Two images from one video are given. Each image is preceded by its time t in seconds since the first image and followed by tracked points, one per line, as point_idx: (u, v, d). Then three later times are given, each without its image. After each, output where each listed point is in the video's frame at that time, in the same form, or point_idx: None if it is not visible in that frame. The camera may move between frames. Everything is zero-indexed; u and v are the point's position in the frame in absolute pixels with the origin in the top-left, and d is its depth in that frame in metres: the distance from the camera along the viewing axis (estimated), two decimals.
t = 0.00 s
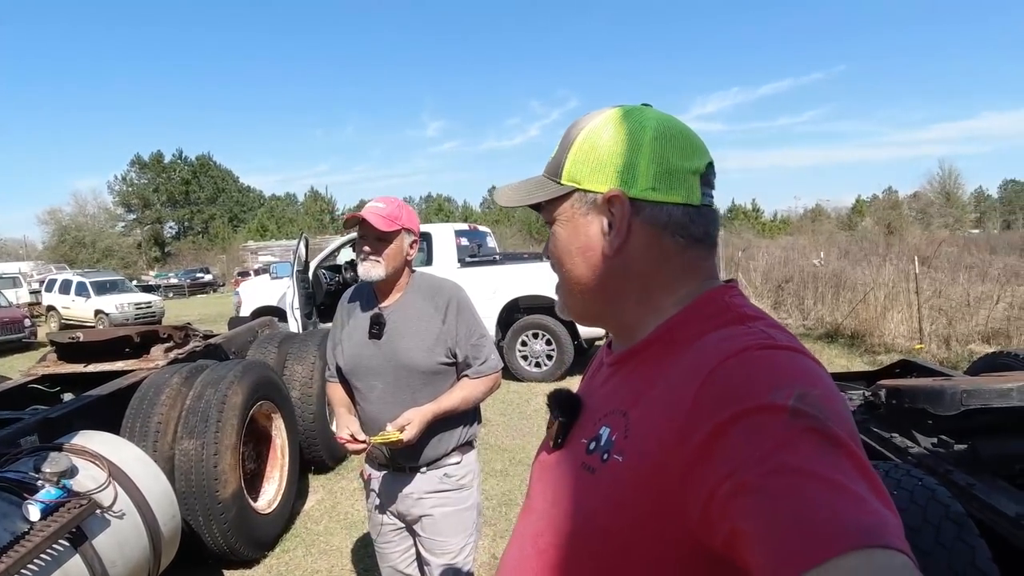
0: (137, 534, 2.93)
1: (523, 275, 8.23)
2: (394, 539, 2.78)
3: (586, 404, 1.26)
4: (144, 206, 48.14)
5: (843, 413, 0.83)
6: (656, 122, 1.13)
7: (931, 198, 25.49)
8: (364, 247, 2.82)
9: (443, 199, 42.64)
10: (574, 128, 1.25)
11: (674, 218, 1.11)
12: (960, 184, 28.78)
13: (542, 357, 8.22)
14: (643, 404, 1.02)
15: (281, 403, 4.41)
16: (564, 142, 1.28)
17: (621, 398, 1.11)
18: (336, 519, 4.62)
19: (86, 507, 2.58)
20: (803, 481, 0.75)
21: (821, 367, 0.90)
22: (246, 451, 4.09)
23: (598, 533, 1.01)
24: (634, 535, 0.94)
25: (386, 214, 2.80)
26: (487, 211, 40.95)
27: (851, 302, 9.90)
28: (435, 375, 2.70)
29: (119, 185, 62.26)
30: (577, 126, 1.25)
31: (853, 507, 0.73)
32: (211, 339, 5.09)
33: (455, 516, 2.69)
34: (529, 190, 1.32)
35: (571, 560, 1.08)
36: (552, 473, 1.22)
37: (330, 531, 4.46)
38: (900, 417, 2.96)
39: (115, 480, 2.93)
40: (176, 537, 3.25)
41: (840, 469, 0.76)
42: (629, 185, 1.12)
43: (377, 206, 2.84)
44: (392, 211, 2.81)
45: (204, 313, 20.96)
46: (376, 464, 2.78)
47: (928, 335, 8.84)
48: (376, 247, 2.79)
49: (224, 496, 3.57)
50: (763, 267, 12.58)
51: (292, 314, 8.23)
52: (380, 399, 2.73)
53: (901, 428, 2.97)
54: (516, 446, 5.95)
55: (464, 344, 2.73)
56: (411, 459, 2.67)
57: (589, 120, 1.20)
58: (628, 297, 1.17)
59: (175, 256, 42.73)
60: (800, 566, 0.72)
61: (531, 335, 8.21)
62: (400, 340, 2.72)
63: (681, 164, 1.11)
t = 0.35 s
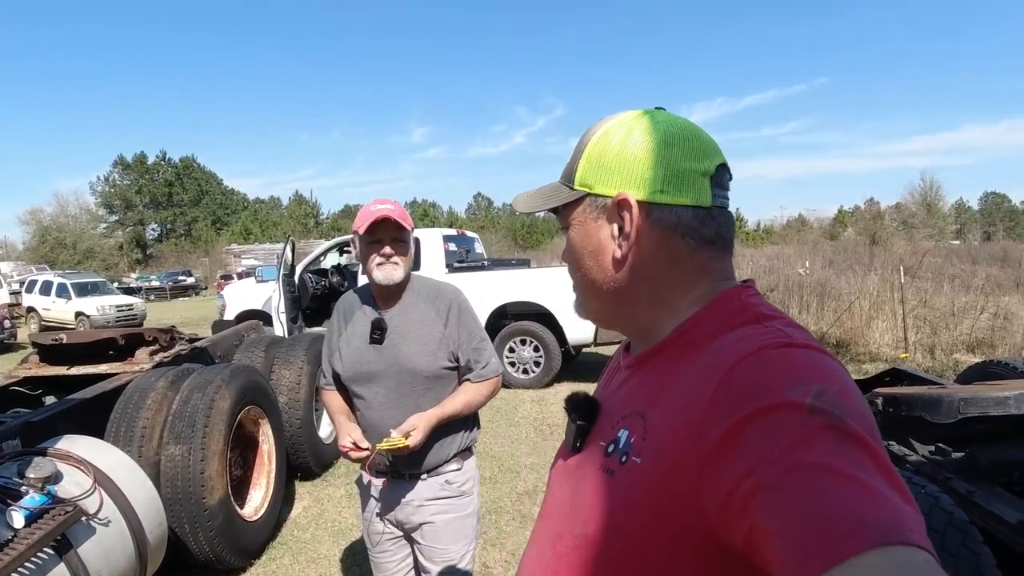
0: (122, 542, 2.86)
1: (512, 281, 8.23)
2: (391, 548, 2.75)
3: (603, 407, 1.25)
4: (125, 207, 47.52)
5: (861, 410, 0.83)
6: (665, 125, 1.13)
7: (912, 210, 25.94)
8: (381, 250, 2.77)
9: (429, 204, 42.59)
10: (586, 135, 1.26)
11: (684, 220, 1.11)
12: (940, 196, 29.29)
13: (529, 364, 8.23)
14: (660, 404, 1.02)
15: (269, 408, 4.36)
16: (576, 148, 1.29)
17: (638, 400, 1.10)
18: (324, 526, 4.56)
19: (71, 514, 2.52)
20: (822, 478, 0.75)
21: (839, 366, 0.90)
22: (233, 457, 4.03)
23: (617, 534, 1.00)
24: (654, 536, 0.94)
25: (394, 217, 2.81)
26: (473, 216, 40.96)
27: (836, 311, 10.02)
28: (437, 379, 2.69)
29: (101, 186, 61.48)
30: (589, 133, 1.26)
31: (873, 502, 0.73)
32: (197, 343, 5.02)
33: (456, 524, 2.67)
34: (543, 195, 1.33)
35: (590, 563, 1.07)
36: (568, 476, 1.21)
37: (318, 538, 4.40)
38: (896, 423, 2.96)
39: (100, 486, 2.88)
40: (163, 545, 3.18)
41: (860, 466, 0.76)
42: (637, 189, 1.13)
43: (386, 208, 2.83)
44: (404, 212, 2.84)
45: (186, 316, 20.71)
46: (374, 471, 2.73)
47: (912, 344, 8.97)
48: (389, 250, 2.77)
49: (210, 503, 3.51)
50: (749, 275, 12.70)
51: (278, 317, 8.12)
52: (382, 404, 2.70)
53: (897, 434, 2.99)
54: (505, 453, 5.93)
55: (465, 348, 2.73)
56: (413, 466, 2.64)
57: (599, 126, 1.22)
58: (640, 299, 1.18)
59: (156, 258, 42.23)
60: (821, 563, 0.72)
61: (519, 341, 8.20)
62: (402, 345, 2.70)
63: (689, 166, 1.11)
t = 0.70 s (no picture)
0: (112, 544, 2.84)
1: (503, 282, 8.23)
2: (381, 550, 2.74)
3: (597, 409, 1.25)
4: (113, 207, 47.14)
5: (850, 413, 0.84)
6: (663, 130, 1.14)
7: (899, 212, 26.21)
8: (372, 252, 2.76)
9: (419, 205, 42.57)
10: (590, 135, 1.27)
11: (676, 225, 1.11)
12: (927, 199, 29.61)
13: (519, 365, 8.24)
14: (652, 406, 1.03)
15: (258, 409, 4.33)
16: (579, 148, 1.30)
17: (632, 402, 1.11)
18: (314, 528, 4.54)
19: (60, 516, 2.50)
20: (811, 482, 0.76)
21: (829, 369, 0.91)
22: (223, 458, 4.01)
23: (609, 536, 1.01)
24: (645, 538, 0.94)
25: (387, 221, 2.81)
26: (464, 218, 40.98)
27: (825, 312, 10.10)
28: (429, 381, 2.69)
29: (88, 185, 61.01)
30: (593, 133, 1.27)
31: (862, 506, 0.74)
32: (187, 344, 4.98)
33: (447, 525, 2.66)
34: (546, 193, 1.35)
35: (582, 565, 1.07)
36: (562, 478, 1.21)
37: (308, 540, 4.38)
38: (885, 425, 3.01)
39: (89, 488, 2.85)
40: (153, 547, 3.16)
41: (849, 470, 0.77)
42: (631, 191, 1.14)
43: (376, 209, 2.82)
44: (396, 213, 2.84)
45: (174, 317, 20.58)
46: (364, 472, 2.72)
47: (900, 346, 9.05)
48: (381, 252, 2.76)
49: (200, 505, 3.49)
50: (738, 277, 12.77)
51: (267, 318, 8.07)
52: (373, 406, 2.70)
53: (887, 436, 3.05)
54: (496, 455, 5.93)
55: (456, 349, 2.73)
56: (403, 467, 2.63)
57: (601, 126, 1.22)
58: (633, 300, 1.19)
59: (144, 258, 41.91)
60: (808, 566, 0.72)
61: (509, 342, 8.21)
62: (393, 346, 2.69)
63: (684, 170, 1.11)
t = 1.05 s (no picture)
0: (103, 546, 2.81)
1: (495, 283, 8.24)
2: (374, 551, 2.72)
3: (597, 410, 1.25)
4: (102, 206, 46.77)
5: (852, 411, 0.84)
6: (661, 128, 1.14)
7: (889, 215, 26.40)
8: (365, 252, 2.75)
9: (411, 206, 42.47)
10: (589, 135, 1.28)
11: (675, 224, 1.12)
12: (916, 202, 29.87)
13: (511, 366, 8.24)
14: (654, 406, 1.03)
15: (249, 409, 4.30)
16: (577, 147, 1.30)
17: (633, 402, 1.11)
18: (306, 530, 4.52)
19: (51, 517, 2.48)
20: (814, 480, 0.76)
21: (830, 368, 0.92)
22: (214, 459, 3.98)
23: (612, 536, 1.01)
24: (647, 537, 0.94)
25: (381, 220, 2.81)
26: (455, 219, 40.94)
27: (815, 314, 10.16)
28: (421, 381, 2.69)
29: (77, 185, 60.50)
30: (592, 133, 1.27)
31: (864, 504, 0.74)
32: (177, 344, 4.95)
33: (440, 527, 2.66)
34: (545, 193, 1.36)
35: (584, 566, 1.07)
36: (563, 479, 1.21)
37: (300, 542, 4.36)
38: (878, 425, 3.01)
39: (80, 489, 2.83)
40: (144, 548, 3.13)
41: (851, 467, 0.77)
42: (631, 190, 1.14)
43: (368, 209, 2.81)
44: (388, 213, 2.82)
45: (163, 318, 20.42)
46: (357, 474, 2.71)
47: (889, 347, 9.11)
48: (375, 252, 2.76)
49: (191, 506, 3.46)
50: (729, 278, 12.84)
51: (257, 319, 8.02)
52: (366, 406, 2.69)
53: (880, 436, 3.05)
54: (488, 456, 5.93)
55: (449, 350, 2.72)
56: (396, 469, 2.63)
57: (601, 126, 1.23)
58: (632, 297, 1.20)
59: (133, 258, 41.60)
60: (811, 564, 0.72)
61: (501, 343, 8.21)
62: (385, 347, 2.68)
63: (683, 169, 1.11)
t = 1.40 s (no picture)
0: (94, 549, 2.79)
1: (487, 283, 8.23)
2: (366, 555, 2.72)
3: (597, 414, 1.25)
4: (91, 205, 46.41)
5: (850, 419, 0.85)
6: (670, 133, 1.15)
7: (878, 217, 26.60)
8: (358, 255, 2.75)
9: (402, 206, 42.46)
10: (589, 141, 1.26)
11: (689, 228, 1.12)
12: (906, 203, 30.10)
13: (502, 367, 8.24)
14: (653, 411, 1.03)
15: (241, 411, 4.28)
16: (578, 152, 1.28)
17: (632, 408, 1.11)
18: (297, 532, 4.50)
19: (42, 521, 2.46)
20: (809, 487, 0.76)
21: (829, 375, 0.92)
22: (205, 461, 3.96)
23: (609, 539, 1.01)
24: (644, 542, 0.95)
25: (375, 222, 2.80)
26: (447, 219, 40.93)
27: (805, 315, 10.23)
28: (414, 384, 2.68)
29: (65, 184, 60.02)
30: (592, 139, 1.26)
31: (858, 512, 0.74)
32: (167, 345, 4.91)
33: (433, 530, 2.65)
34: (543, 203, 1.33)
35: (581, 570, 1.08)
36: (561, 482, 1.22)
37: (291, 544, 4.34)
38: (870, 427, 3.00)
39: (71, 492, 2.81)
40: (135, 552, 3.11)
41: (848, 475, 0.78)
42: (646, 194, 1.13)
43: (362, 212, 2.80)
44: (382, 215, 2.82)
45: (153, 318, 20.27)
46: (350, 477, 2.70)
47: (879, 348, 9.18)
48: (367, 253, 2.75)
49: (182, 509, 3.44)
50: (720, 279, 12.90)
51: (248, 319, 7.99)
52: (358, 409, 2.68)
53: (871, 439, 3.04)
54: (480, 457, 5.93)
55: (442, 352, 2.72)
56: (389, 472, 2.62)
57: (605, 132, 1.22)
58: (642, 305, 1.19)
59: (123, 258, 41.31)
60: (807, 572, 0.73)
61: (493, 344, 8.21)
62: (378, 349, 2.68)
63: (694, 174, 1.13)
